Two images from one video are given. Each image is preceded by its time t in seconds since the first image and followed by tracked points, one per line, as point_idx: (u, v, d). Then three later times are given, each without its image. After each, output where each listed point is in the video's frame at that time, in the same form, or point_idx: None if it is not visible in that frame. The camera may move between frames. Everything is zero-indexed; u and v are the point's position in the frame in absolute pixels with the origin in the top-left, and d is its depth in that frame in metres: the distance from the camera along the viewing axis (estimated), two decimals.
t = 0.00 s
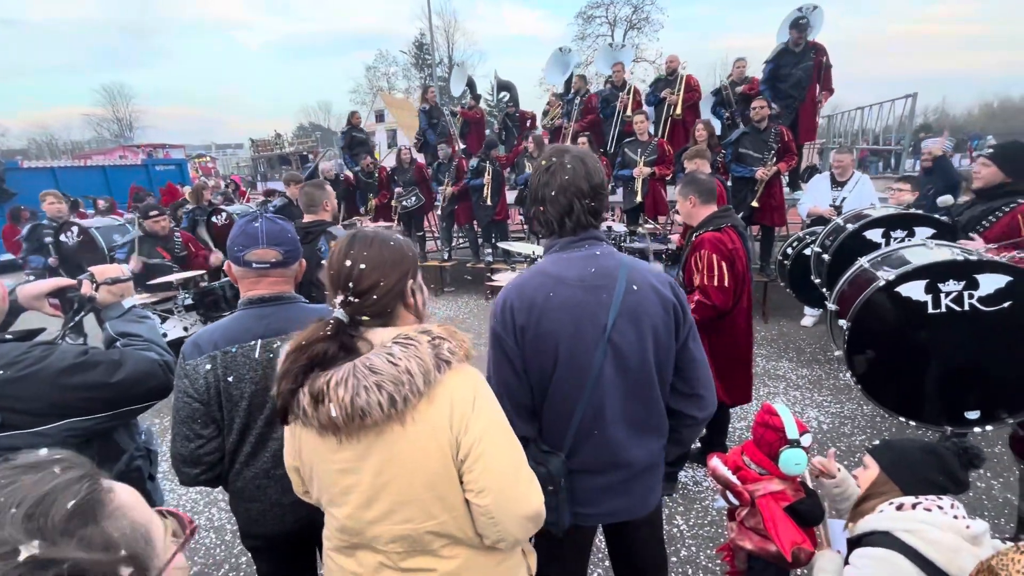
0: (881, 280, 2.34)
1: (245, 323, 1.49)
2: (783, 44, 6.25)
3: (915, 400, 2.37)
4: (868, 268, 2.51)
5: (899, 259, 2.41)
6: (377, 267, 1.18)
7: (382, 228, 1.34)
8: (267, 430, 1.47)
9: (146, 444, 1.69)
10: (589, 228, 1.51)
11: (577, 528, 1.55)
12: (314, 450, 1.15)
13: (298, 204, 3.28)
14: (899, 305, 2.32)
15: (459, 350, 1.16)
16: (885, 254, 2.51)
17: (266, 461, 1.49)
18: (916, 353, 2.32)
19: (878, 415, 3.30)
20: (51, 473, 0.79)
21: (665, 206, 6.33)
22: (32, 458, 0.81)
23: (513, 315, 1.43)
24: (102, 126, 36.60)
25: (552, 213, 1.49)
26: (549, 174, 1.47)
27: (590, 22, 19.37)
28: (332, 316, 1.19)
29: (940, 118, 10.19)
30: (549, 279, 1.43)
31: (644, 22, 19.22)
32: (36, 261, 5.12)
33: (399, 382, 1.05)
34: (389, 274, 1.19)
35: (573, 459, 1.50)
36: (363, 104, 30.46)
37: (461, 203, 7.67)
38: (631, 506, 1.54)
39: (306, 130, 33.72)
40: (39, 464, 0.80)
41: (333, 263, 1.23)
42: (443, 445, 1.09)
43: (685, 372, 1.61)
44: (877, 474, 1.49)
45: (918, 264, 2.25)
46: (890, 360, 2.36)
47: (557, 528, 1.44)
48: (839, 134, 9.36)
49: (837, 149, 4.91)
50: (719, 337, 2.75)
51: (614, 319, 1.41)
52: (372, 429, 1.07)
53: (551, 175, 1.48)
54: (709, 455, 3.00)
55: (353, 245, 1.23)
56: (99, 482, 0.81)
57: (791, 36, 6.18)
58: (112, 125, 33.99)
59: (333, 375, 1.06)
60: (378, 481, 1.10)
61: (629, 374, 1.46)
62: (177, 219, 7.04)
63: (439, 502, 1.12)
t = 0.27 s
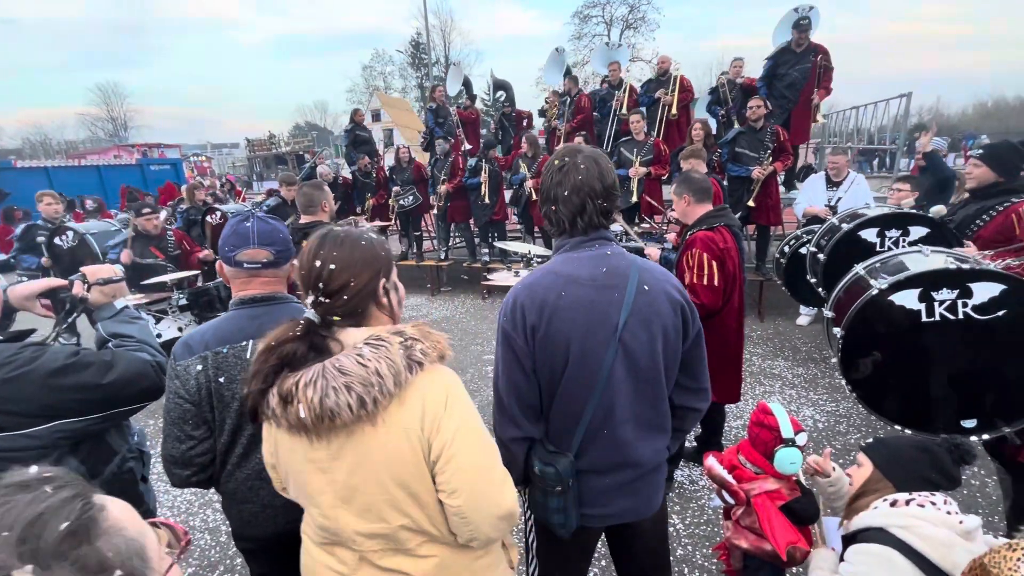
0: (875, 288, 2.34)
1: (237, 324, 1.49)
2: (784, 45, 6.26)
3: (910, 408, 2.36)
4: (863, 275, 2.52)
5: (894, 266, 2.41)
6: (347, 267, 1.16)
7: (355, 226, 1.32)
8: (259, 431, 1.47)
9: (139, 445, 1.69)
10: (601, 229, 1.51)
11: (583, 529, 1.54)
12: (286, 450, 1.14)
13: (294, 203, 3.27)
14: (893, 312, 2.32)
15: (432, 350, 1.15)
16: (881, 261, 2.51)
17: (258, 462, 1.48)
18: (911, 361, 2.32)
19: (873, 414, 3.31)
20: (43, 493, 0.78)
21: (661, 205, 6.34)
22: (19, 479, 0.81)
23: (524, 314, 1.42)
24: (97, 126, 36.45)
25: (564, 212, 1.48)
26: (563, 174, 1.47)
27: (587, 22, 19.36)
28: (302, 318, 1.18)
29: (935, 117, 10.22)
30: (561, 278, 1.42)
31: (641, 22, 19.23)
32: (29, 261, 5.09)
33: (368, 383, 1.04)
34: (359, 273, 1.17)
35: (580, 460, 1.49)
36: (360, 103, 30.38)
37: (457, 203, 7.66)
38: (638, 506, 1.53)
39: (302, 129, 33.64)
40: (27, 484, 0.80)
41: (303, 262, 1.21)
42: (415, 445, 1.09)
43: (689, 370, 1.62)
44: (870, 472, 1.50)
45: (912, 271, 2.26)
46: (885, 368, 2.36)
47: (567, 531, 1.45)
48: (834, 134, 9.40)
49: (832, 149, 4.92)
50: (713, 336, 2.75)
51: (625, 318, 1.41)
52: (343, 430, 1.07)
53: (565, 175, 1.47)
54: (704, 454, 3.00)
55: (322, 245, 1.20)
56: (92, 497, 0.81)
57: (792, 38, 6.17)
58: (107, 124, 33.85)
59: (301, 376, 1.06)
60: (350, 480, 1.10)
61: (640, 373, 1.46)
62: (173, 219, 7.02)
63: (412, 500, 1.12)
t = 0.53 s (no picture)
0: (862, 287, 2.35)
1: (229, 326, 1.48)
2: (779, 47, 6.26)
3: (897, 406, 2.37)
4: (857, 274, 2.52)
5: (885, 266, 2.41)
6: (323, 270, 1.15)
7: (331, 226, 1.30)
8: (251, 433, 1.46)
9: (132, 448, 1.68)
10: (601, 230, 1.51)
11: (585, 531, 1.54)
12: (268, 455, 1.13)
13: (289, 204, 3.26)
14: (881, 311, 2.32)
15: (414, 350, 1.16)
16: (877, 261, 2.51)
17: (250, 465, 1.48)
18: (899, 360, 2.31)
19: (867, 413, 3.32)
20: None
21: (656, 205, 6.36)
22: None
23: (525, 317, 1.42)
24: (91, 126, 36.26)
25: (564, 214, 1.48)
26: (563, 175, 1.47)
27: (583, 22, 19.37)
28: (279, 322, 1.18)
29: (929, 117, 10.28)
30: (561, 280, 1.42)
31: (636, 22, 19.27)
32: (21, 261, 5.05)
33: (353, 384, 1.04)
34: (336, 276, 1.17)
35: (582, 462, 1.49)
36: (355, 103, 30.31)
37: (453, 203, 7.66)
38: (640, 507, 1.53)
39: (297, 129, 33.54)
40: None
41: (279, 266, 1.20)
42: (401, 444, 1.09)
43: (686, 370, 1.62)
44: (866, 470, 1.50)
45: (899, 271, 2.26)
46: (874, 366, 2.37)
47: (569, 534, 1.46)
48: (830, 134, 9.42)
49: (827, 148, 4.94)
50: (707, 336, 2.75)
51: (627, 320, 1.41)
52: (328, 432, 1.06)
53: (565, 177, 1.47)
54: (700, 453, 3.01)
55: (297, 248, 1.19)
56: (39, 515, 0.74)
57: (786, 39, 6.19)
58: (100, 124, 33.68)
59: (283, 380, 1.05)
60: (336, 483, 1.09)
61: (642, 374, 1.46)
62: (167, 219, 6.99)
63: (399, 499, 1.12)
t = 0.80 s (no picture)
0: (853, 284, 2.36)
1: (226, 328, 1.49)
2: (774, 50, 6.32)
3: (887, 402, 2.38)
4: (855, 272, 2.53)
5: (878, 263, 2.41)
6: (324, 269, 1.15)
7: (332, 227, 1.30)
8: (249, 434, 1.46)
9: (132, 449, 1.68)
10: (596, 229, 1.51)
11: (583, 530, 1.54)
12: (267, 453, 1.13)
13: (288, 205, 3.27)
14: (871, 310, 2.33)
15: (414, 346, 1.16)
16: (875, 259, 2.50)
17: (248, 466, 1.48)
18: (890, 357, 2.32)
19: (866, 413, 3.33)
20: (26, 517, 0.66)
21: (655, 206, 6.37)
22: None
23: (521, 317, 1.42)
24: (89, 127, 36.21)
25: (559, 212, 1.49)
26: (558, 173, 1.47)
27: (581, 23, 19.38)
28: (279, 321, 1.18)
29: (926, 118, 10.31)
30: (558, 279, 1.42)
31: (634, 23, 19.30)
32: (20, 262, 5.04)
33: (353, 381, 1.04)
34: (338, 275, 1.17)
35: (579, 462, 1.50)
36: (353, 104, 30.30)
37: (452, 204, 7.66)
38: (640, 504, 1.53)
39: (296, 130, 33.53)
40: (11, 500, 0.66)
41: (280, 265, 1.20)
42: (401, 440, 1.09)
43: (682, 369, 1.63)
44: (865, 470, 1.51)
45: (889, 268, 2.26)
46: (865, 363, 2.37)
47: (566, 533, 1.47)
48: (827, 135, 9.44)
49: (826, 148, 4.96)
50: (706, 336, 2.76)
51: (623, 319, 1.42)
52: (328, 429, 1.06)
53: (559, 175, 1.47)
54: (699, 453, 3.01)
55: (298, 246, 1.19)
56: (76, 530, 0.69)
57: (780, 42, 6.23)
58: (98, 125, 33.64)
59: (283, 378, 1.05)
60: (335, 480, 1.09)
61: (638, 373, 1.46)
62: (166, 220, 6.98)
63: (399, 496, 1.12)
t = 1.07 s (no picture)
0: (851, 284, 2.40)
1: (228, 328, 1.49)
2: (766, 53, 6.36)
3: (883, 398, 2.44)
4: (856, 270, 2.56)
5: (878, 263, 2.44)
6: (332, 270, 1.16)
7: (339, 228, 1.31)
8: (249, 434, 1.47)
9: (135, 449, 1.68)
10: (596, 230, 1.52)
11: (581, 532, 1.54)
12: (269, 457, 1.14)
13: (290, 205, 3.28)
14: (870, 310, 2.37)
15: (416, 353, 1.17)
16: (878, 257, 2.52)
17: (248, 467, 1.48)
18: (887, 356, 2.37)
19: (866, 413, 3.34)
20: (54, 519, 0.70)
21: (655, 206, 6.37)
22: (32, 492, 0.71)
23: (521, 322, 1.42)
24: (89, 129, 36.25)
25: (559, 212, 1.49)
26: (557, 173, 1.48)
27: (581, 24, 19.38)
28: (285, 321, 1.19)
29: (926, 118, 10.31)
30: (557, 283, 1.43)
31: (634, 24, 19.31)
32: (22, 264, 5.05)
33: (355, 386, 1.05)
34: (346, 277, 1.18)
35: (579, 465, 1.50)
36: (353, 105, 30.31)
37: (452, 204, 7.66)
38: (639, 505, 1.54)
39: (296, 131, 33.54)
40: (42, 502, 0.70)
41: (288, 265, 1.21)
42: (402, 445, 1.10)
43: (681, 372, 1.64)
44: (868, 470, 1.51)
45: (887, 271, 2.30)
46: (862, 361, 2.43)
47: (565, 535, 1.47)
48: (827, 135, 9.44)
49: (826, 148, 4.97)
50: (706, 335, 2.76)
51: (623, 323, 1.42)
52: (329, 434, 1.07)
53: (558, 175, 1.48)
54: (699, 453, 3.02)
55: (308, 247, 1.20)
56: (102, 529, 0.72)
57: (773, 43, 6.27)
58: (99, 127, 33.68)
59: (286, 382, 1.06)
60: (336, 485, 1.10)
61: (638, 376, 1.47)
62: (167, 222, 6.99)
63: (400, 502, 1.12)
